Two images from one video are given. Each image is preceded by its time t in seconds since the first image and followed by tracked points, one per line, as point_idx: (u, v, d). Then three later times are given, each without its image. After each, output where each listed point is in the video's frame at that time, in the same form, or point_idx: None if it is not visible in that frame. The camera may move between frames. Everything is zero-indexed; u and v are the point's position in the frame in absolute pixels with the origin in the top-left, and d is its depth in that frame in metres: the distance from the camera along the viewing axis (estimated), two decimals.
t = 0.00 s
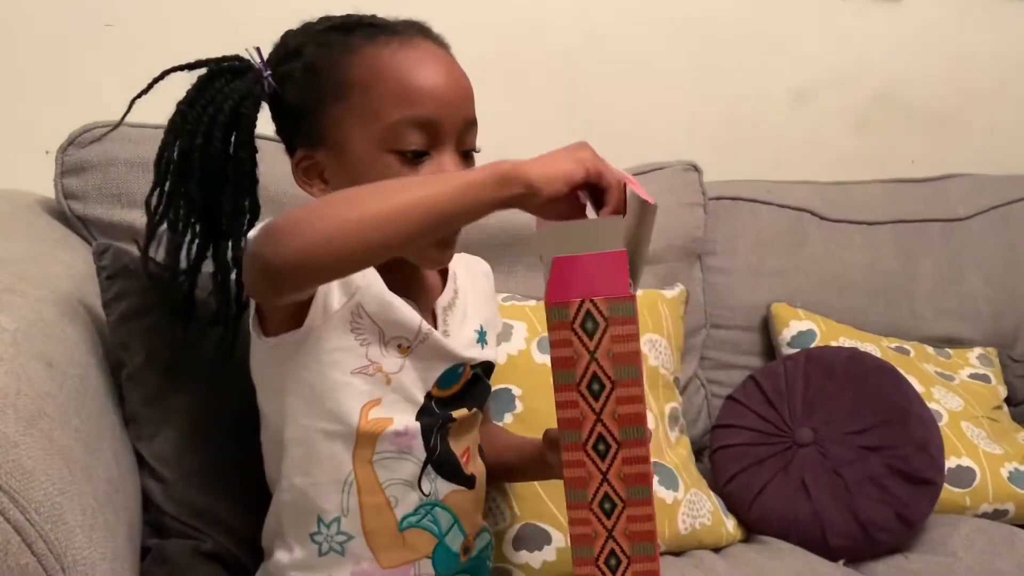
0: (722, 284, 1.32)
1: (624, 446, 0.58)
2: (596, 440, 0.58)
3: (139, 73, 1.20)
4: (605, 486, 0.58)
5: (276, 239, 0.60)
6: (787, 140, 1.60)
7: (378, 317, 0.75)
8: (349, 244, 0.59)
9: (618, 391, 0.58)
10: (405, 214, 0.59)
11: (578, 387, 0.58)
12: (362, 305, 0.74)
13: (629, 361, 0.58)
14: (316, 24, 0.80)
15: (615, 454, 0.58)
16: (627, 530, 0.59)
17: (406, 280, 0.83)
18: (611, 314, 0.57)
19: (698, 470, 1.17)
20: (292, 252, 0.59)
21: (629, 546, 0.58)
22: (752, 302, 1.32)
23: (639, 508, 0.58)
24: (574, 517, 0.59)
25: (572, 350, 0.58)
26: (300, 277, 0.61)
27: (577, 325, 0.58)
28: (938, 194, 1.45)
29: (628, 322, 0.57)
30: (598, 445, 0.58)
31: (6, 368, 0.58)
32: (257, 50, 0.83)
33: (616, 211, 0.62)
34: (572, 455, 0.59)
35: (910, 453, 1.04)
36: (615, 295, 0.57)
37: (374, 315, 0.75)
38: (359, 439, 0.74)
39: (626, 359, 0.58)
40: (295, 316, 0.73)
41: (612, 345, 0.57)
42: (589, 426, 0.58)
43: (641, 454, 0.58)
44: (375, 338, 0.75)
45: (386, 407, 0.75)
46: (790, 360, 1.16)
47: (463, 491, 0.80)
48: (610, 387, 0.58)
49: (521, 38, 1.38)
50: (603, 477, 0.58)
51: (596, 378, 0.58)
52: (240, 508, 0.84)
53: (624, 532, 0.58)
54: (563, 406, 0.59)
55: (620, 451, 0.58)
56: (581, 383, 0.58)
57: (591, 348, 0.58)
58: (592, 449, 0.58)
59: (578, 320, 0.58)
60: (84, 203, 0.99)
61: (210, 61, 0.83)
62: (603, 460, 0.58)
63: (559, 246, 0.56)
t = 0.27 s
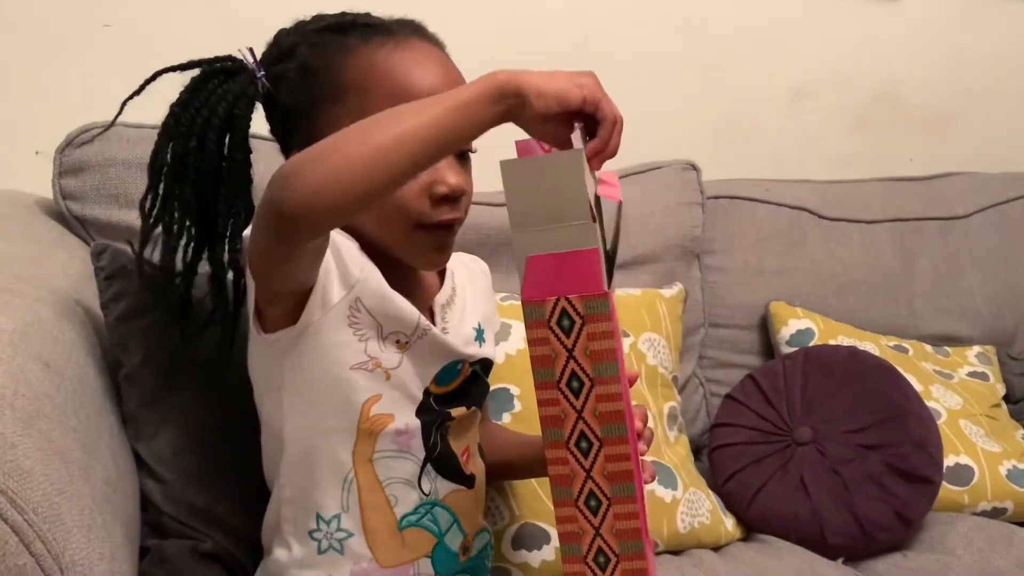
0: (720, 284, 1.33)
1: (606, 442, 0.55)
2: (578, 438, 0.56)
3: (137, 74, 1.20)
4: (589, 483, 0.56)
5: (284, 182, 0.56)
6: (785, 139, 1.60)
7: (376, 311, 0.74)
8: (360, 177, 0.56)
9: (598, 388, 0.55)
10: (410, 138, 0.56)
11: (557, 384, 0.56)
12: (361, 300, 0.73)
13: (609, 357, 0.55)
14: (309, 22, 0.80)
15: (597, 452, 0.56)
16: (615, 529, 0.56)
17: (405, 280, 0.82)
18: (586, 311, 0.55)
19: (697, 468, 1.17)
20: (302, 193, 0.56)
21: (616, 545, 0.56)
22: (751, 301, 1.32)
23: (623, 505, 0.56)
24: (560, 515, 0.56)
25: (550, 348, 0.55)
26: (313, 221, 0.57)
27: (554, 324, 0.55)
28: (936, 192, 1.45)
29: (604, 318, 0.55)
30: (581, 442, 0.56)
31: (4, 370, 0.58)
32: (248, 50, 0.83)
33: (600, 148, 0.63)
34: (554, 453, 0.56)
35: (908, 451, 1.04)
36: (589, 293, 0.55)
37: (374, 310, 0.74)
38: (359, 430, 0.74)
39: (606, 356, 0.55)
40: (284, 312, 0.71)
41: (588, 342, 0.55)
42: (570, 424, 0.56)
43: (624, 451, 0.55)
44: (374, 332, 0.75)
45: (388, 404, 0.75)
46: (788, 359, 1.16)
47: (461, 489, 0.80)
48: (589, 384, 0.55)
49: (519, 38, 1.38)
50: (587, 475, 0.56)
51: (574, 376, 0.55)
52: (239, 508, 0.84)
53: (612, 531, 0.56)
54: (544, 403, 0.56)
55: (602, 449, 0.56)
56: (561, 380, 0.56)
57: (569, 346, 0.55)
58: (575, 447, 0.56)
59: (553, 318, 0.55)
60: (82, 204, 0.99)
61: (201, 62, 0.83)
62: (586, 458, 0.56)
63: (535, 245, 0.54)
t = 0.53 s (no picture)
0: (719, 283, 1.33)
1: (608, 442, 0.54)
2: (579, 438, 0.54)
3: (134, 76, 1.20)
4: (590, 483, 0.55)
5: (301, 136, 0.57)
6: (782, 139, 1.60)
7: (380, 305, 0.74)
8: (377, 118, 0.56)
9: (599, 388, 0.54)
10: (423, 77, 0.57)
11: (559, 383, 0.54)
12: (365, 293, 0.73)
13: (612, 358, 0.54)
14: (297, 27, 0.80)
15: (599, 451, 0.55)
16: (616, 529, 0.55)
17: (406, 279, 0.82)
18: (589, 311, 0.53)
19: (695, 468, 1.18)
20: (320, 137, 0.56)
21: (618, 545, 0.55)
22: (749, 301, 1.32)
23: (626, 505, 0.55)
24: (560, 515, 0.55)
25: (552, 348, 0.54)
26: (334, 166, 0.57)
27: (556, 323, 0.54)
28: (934, 193, 1.45)
29: (607, 320, 0.53)
30: (582, 442, 0.54)
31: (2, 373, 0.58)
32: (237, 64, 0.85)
33: (609, 95, 0.62)
34: (554, 453, 0.55)
35: (907, 451, 1.04)
36: (592, 293, 0.53)
37: (377, 304, 0.74)
38: (363, 428, 0.74)
39: (609, 356, 0.54)
40: (291, 305, 0.70)
41: (591, 343, 0.54)
42: (572, 424, 0.54)
43: (626, 452, 0.54)
44: (378, 327, 0.74)
45: (395, 401, 0.76)
46: (787, 359, 1.16)
47: (462, 490, 0.80)
48: (591, 384, 0.54)
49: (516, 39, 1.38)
50: (588, 475, 0.55)
51: (576, 376, 0.54)
52: (238, 510, 0.84)
53: (613, 531, 0.55)
54: (545, 403, 0.55)
55: (603, 448, 0.54)
56: (562, 379, 0.54)
57: (571, 346, 0.54)
58: (576, 447, 0.55)
59: (556, 318, 0.54)
60: (81, 206, 0.99)
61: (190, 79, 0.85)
62: (588, 458, 0.55)
63: (536, 244, 0.53)
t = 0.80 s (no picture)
0: (718, 283, 1.33)
1: (621, 443, 0.54)
2: (591, 437, 0.55)
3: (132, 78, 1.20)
4: (601, 483, 0.55)
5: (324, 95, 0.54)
6: (781, 138, 1.60)
7: (390, 294, 0.73)
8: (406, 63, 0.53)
9: (615, 388, 0.54)
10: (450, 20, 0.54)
11: (574, 383, 0.54)
12: (376, 281, 0.72)
13: (627, 358, 0.54)
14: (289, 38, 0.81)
15: (611, 451, 0.55)
16: (624, 529, 0.55)
17: (412, 274, 0.81)
18: (607, 311, 0.53)
19: (694, 467, 1.18)
20: (347, 87, 0.53)
21: (625, 545, 0.55)
22: (748, 301, 1.32)
23: (637, 506, 0.55)
24: (569, 513, 0.55)
25: (569, 347, 0.54)
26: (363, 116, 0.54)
27: (574, 321, 0.54)
28: (932, 193, 1.45)
29: (626, 320, 0.53)
30: (594, 442, 0.55)
31: None
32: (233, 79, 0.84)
33: (630, 23, 0.60)
34: (566, 452, 0.55)
35: (905, 451, 1.04)
36: (610, 292, 0.53)
37: (387, 293, 0.73)
38: (372, 419, 0.73)
39: (626, 356, 0.54)
40: (306, 281, 0.69)
41: (608, 343, 0.54)
42: (586, 423, 0.55)
43: (639, 453, 0.54)
44: (389, 316, 0.74)
45: (404, 389, 0.75)
46: (786, 359, 1.16)
47: (467, 487, 0.79)
48: (607, 384, 0.54)
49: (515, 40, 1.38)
50: (599, 474, 0.55)
51: (592, 375, 0.54)
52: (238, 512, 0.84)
53: (621, 531, 0.55)
54: (559, 401, 0.55)
55: (616, 449, 0.55)
56: (578, 379, 0.54)
57: (588, 345, 0.54)
58: (588, 446, 0.55)
59: (574, 316, 0.54)
60: (79, 208, 0.99)
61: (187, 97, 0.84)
62: (600, 457, 0.55)
63: (557, 241, 0.53)
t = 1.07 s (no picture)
0: (717, 284, 1.33)
1: (627, 439, 0.54)
2: (598, 431, 0.55)
3: (130, 80, 1.20)
4: (606, 478, 0.55)
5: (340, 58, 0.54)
6: (780, 138, 1.60)
7: (396, 283, 0.73)
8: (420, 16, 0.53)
9: (624, 384, 0.54)
10: None
11: (584, 377, 0.54)
12: (382, 268, 0.73)
13: (638, 355, 0.53)
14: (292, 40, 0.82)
15: (617, 446, 0.54)
16: (627, 526, 0.55)
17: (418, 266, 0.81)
18: (621, 306, 0.53)
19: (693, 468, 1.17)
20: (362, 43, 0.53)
21: (628, 542, 0.55)
22: (747, 301, 1.32)
23: (641, 503, 0.55)
24: (574, 507, 0.55)
25: (580, 340, 0.54)
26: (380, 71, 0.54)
27: (586, 316, 0.54)
28: (930, 193, 1.45)
29: (637, 315, 0.53)
30: (602, 436, 0.55)
31: None
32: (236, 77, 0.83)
33: None
34: (573, 446, 0.55)
35: (904, 452, 1.04)
36: (624, 288, 0.53)
37: (393, 281, 0.73)
38: (374, 409, 0.71)
39: (635, 353, 0.53)
40: (316, 261, 0.68)
41: (619, 339, 0.53)
42: (594, 418, 0.55)
43: (644, 450, 0.54)
44: (394, 305, 0.74)
45: (407, 380, 0.73)
46: (784, 359, 1.16)
47: (467, 483, 0.78)
48: (616, 379, 0.54)
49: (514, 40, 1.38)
50: (605, 469, 0.55)
51: (601, 370, 0.54)
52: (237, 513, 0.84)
53: (624, 528, 0.55)
54: (567, 394, 0.55)
55: (623, 444, 0.54)
56: (587, 373, 0.54)
57: (600, 340, 0.54)
58: (595, 441, 0.55)
59: (587, 310, 0.54)
60: (77, 209, 0.99)
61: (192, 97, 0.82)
62: (605, 453, 0.55)
63: (568, 233, 0.53)
